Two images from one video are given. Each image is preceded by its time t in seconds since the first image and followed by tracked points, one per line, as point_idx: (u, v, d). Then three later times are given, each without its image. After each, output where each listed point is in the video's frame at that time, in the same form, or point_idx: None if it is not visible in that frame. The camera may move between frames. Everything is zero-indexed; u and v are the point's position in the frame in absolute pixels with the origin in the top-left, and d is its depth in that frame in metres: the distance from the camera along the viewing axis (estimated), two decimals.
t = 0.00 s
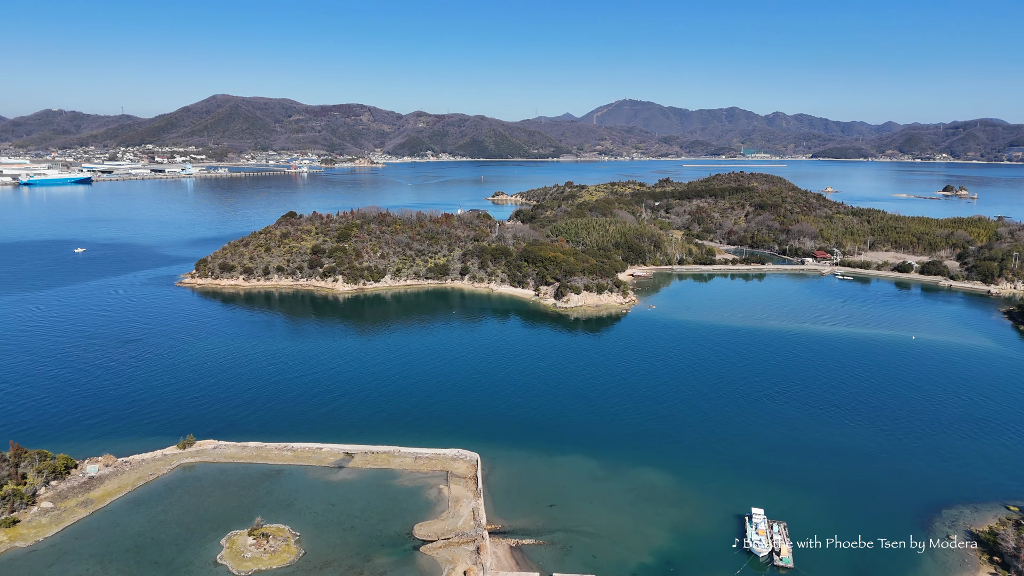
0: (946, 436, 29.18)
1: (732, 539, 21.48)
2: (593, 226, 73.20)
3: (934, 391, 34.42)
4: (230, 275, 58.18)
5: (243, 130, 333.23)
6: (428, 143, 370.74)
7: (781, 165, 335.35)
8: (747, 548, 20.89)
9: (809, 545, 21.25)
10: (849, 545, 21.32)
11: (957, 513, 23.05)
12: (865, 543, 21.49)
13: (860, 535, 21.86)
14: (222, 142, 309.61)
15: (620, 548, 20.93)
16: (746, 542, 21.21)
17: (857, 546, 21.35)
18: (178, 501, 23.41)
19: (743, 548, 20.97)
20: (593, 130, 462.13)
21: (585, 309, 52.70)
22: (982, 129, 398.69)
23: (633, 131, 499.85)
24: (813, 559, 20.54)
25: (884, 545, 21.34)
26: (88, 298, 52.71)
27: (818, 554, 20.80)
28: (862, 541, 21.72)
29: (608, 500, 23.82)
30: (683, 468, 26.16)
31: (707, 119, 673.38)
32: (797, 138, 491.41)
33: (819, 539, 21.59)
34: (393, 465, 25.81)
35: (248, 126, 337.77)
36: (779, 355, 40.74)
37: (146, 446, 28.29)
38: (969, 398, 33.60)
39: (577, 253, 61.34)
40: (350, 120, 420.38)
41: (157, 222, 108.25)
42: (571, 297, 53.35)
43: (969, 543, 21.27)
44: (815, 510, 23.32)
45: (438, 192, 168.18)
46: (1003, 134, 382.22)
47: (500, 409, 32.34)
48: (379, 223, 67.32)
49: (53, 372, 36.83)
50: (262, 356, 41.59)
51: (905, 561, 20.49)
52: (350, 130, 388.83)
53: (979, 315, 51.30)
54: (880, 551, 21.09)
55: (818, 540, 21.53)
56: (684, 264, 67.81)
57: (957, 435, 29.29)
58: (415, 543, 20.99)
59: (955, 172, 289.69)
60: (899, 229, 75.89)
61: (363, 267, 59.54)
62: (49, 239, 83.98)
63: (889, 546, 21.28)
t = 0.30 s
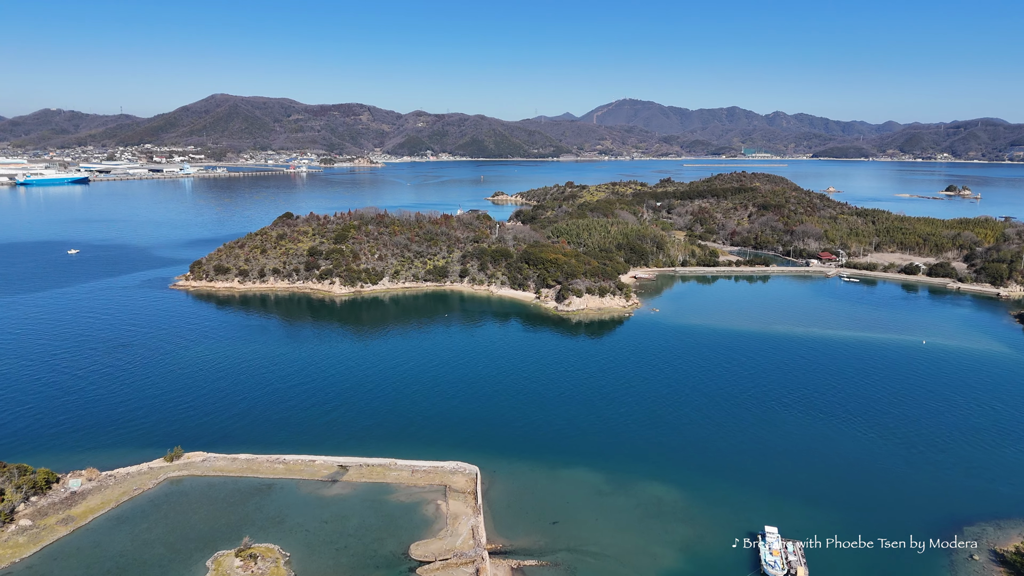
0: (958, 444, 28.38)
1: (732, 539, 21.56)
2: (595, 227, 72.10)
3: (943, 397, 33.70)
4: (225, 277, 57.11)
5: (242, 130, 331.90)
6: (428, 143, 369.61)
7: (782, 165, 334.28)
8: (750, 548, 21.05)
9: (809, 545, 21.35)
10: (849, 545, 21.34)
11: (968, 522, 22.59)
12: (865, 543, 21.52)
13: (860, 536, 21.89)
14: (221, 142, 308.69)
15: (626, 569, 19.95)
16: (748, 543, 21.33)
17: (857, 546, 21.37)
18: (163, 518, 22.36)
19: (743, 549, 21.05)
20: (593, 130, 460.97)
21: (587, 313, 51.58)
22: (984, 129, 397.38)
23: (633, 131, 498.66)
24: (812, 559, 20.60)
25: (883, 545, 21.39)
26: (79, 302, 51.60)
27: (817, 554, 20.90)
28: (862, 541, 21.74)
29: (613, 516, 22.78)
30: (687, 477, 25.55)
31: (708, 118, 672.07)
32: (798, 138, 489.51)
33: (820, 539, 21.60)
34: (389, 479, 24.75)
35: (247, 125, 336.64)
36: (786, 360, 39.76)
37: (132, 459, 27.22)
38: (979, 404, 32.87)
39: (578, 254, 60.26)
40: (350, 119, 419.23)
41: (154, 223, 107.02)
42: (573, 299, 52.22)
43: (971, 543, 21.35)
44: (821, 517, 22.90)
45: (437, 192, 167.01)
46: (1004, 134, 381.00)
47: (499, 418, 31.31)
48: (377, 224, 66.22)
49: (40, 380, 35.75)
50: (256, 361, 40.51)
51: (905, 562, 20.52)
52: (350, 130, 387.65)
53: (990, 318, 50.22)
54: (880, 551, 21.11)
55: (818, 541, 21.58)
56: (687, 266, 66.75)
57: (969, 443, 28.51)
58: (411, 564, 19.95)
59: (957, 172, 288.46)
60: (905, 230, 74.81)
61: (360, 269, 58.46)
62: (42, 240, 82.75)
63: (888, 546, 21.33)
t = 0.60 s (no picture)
0: (964, 451, 27.98)
1: (731, 539, 21.59)
2: (596, 228, 71.06)
3: (946, 401, 33.37)
4: (219, 280, 56.09)
5: (241, 130, 330.47)
6: (428, 143, 368.73)
7: (783, 165, 333.06)
8: (749, 548, 21.07)
9: (809, 545, 21.38)
10: (849, 546, 21.41)
11: (971, 527, 22.52)
12: (865, 543, 21.60)
13: (860, 536, 21.93)
14: (220, 142, 307.75)
15: None
16: (748, 542, 21.35)
17: (857, 546, 21.40)
18: (147, 537, 21.32)
19: (743, 548, 21.08)
20: (593, 130, 459.82)
21: (590, 316, 50.51)
22: (984, 129, 396.44)
23: (634, 130, 497.42)
24: (811, 556, 20.69)
25: (884, 546, 21.43)
26: (70, 305, 50.42)
27: (817, 554, 20.94)
28: (862, 541, 21.83)
29: (619, 533, 21.80)
30: (688, 483, 25.21)
31: (708, 118, 670.99)
32: (798, 138, 486.96)
33: (820, 539, 21.70)
34: (384, 494, 23.68)
35: (246, 125, 335.75)
36: (791, 364, 39.00)
37: (118, 473, 26.19)
38: (980, 407, 32.67)
39: (580, 256, 59.22)
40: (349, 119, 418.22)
41: (150, 224, 105.72)
42: (575, 303, 51.15)
43: (967, 543, 21.59)
44: (821, 520, 22.85)
45: (437, 193, 165.91)
46: (1005, 134, 380.07)
47: (500, 426, 30.41)
48: (375, 226, 65.19)
49: (26, 387, 34.72)
50: (249, 367, 39.37)
51: (904, 560, 20.67)
52: (349, 130, 386.70)
53: (1000, 322, 49.21)
54: (881, 551, 21.18)
55: (818, 541, 21.65)
56: (690, 268, 65.73)
57: (974, 449, 28.18)
58: None
59: (957, 172, 287.73)
60: (911, 231, 73.76)
61: (358, 271, 57.35)
62: (35, 241, 81.48)
63: (889, 546, 21.36)
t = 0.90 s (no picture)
0: (958, 452, 28.31)
1: (731, 539, 21.75)
2: (598, 228, 70.01)
3: (941, 402, 33.54)
4: (214, 282, 55.02)
5: (240, 130, 329.04)
6: (427, 142, 367.62)
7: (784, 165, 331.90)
8: (748, 548, 21.24)
9: (809, 545, 21.65)
10: (848, 546, 21.76)
11: (968, 526, 22.91)
12: (865, 543, 21.95)
13: (859, 536, 22.30)
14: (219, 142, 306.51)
15: None
16: (747, 542, 21.53)
17: (857, 546, 21.78)
18: (130, 557, 20.30)
19: (744, 548, 21.25)
20: (593, 129, 458.68)
21: (592, 320, 49.45)
22: (986, 129, 395.30)
23: (634, 130, 496.27)
24: (811, 557, 21.00)
25: (884, 546, 21.78)
26: (60, 309, 49.31)
27: (817, 554, 21.24)
28: (862, 541, 22.15)
29: (626, 551, 20.84)
30: (687, 484, 25.16)
31: (708, 117, 669.89)
32: (799, 138, 484.65)
33: (820, 539, 21.99)
34: (379, 509, 22.64)
35: (245, 125, 334.49)
36: (797, 369, 38.32)
37: (103, 488, 25.17)
38: (972, 406, 33.12)
39: (581, 257, 58.16)
40: (349, 118, 417.03)
41: (146, 224, 104.58)
42: (576, 306, 50.11)
43: (967, 543, 21.98)
44: (829, 530, 22.54)
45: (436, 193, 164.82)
46: (1006, 134, 378.97)
47: (498, 432, 29.76)
48: (372, 227, 64.11)
49: (12, 395, 33.69)
50: (242, 373, 38.31)
51: (901, 558, 21.12)
52: (349, 130, 385.58)
53: (1011, 325, 48.21)
54: (880, 550, 21.56)
55: (818, 540, 21.91)
56: (693, 270, 64.70)
57: (970, 451, 28.41)
58: None
59: (958, 172, 286.57)
60: (916, 232, 72.72)
61: (355, 273, 56.28)
62: (27, 242, 80.29)
63: (889, 546, 21.72)
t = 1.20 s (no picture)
0: (952, 451, 28.50)
1: (731, 539, 21.86)
2: (600, 230, 68.89)
3: (935, 403, 33.68)
4: (208, 284, 53.94)
5: (238, 130, 327.74)
6: (427, 142, 366.54)
7: (785, 165, 330.66)
8: (749, 548, 21.37)
9: (809, 546, 21.81)
10: (848, 546, 21.92)
11: (965, 525, 23.19)
12: (865, 543, 22.08)
13: (859, 536, 22.43)
14: (218, 142, 305.41)
15: None
16: (747, 543, 21.66)
17: (857, 546, 21.92)
18: None
19: (744, 549, 21.34)
20: (593, 129, 457.63)
21: (594, 324, 48.32)
22: (987, 129, 393.99)
23: (634, 130, 495.15)
24: (812, 558, 21.12)
25: (884, 546, 21.94)
26: (49, 312, 48.23)
27: (817, 554, 21.39)
28: (862, 541, 22.33)
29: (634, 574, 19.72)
30: (685, 487, 24.97)
31: (709, 117, 668.69)
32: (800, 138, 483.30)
33: (820, 539, 22.17)
34: (373, 527, 21.54)
35: (244, 125, 333.37)
36: (803, 374, 37.63)
37: (86, 504, 24.12)
38: (963, 405, 33.46)
39: (582, 259, 57.03)
40: (348, 118, 415.76)
41: (141, 225, 103.33)
42: (578, 310, 49.00)
43: (967, 543, 22.24)
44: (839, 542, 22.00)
45: (435, 193, 163.70)
46: (1007, 134, 377.68)
47: (493, 439, 29.11)
48: (370, 229, 63.00)
49: None
50: (235, 379, 37.23)
51: (901, 558, 21.33)
52: (348, 130, 384.45)
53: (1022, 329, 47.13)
54: (880, 550, 21.75)
55: (818, 541, 22.09)
56: (696, 271, 63.59)
57: (965, 451, 28.53)
58: None
59: (959, 172, 285.28)
60: (923, 234, 71.60)
61: (352, 276, 55.21)
62: (19, 244, 79.11)
63: (890, 546, 21.89)
